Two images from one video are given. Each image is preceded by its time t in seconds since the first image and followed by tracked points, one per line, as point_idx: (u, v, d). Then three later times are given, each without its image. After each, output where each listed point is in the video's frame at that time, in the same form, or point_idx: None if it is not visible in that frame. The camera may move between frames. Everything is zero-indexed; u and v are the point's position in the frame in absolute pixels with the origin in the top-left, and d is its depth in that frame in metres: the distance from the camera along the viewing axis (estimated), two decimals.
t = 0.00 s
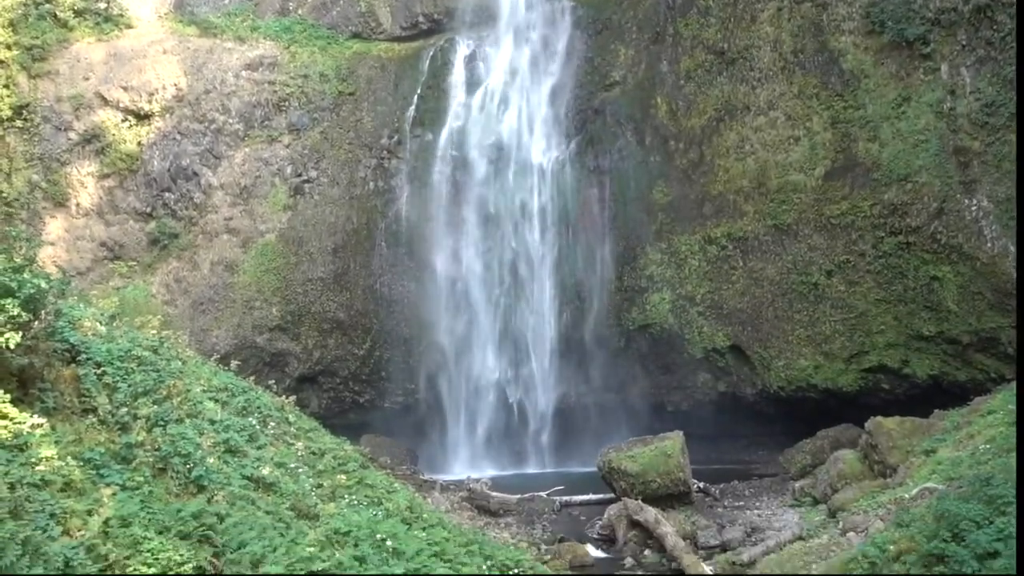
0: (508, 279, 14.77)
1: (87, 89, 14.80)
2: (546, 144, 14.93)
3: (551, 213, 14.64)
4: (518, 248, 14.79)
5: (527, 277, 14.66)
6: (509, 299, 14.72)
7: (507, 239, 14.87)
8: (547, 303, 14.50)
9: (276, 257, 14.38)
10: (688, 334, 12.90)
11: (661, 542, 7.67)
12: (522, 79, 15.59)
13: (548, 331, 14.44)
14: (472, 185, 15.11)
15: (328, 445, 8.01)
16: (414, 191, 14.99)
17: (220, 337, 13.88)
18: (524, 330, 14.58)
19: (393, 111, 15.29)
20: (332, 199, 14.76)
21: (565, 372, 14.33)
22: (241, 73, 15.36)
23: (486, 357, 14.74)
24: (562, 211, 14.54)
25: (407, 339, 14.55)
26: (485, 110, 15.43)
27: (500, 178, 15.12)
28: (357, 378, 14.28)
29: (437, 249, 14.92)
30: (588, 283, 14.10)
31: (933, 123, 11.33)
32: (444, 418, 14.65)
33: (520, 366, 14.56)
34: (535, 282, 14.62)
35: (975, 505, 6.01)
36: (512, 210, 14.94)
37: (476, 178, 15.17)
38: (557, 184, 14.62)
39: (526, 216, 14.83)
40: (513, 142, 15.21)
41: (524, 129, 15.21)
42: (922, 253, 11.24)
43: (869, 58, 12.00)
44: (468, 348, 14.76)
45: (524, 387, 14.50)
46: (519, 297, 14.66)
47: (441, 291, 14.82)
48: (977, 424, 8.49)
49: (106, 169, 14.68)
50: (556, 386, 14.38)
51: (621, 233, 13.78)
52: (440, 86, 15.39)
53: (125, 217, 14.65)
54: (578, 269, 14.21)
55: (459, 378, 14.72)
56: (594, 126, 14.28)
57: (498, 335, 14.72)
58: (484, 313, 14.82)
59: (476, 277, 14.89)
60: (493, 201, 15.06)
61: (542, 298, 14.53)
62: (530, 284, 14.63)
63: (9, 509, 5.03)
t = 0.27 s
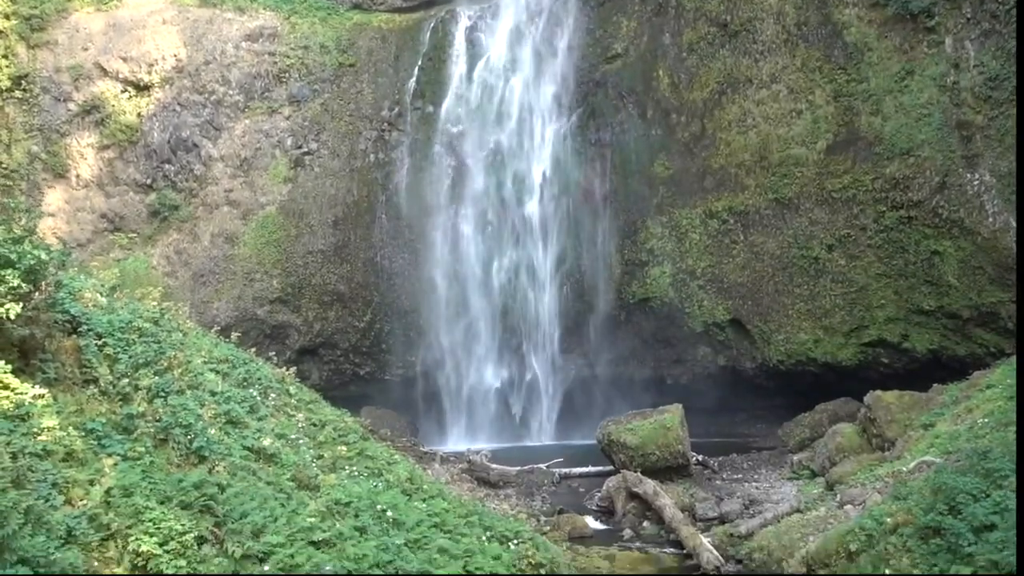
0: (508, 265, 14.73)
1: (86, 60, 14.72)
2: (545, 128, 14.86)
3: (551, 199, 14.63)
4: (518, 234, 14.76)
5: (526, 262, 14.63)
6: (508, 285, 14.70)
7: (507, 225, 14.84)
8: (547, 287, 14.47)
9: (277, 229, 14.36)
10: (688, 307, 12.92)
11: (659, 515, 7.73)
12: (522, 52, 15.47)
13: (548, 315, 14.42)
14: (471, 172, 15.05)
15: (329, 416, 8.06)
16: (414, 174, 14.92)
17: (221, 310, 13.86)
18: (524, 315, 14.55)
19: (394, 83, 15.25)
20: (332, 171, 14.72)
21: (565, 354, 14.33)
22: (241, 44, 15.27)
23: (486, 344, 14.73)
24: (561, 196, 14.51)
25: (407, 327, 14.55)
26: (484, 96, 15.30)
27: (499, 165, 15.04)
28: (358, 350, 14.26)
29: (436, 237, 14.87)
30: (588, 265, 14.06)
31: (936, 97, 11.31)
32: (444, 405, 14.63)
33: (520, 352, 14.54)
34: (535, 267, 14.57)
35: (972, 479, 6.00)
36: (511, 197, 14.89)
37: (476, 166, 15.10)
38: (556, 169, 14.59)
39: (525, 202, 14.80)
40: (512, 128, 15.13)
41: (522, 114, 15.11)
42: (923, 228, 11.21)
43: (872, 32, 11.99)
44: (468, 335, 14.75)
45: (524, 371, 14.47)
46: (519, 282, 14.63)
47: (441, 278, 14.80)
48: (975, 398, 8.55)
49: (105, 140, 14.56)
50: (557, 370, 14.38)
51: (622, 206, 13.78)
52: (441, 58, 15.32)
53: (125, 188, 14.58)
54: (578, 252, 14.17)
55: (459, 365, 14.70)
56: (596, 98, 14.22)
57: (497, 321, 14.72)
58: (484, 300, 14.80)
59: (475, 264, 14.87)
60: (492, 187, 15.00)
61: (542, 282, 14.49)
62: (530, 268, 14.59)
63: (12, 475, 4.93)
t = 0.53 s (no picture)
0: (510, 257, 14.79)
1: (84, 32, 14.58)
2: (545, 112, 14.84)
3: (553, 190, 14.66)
4: (520, 225, 14.80)
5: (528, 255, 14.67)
6: (511, 276, 14.75)
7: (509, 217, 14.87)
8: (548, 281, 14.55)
9: (277, 202, 14.21)
10: (688, 282, 12.93)
11: (657, 488, 7.78)
12: (522, 26, 15.42)
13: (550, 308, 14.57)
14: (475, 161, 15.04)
15: (328, 390, 8.09)
16: (414, 148, 14.91)
17: (220, 284, 13.61)
18: (525, 305, 14.63)
19: (393, 56, 15.16)
20: (332, 144, 14.60)
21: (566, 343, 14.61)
22: (239, 16, 15.19)
23: (486, 328, 14.85)
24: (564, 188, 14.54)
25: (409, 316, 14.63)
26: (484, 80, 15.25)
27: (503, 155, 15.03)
28: (358, 324, 14.16)
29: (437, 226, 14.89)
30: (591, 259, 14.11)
31: (939, 71, 11.22)
32: (443, 392, 14.67)
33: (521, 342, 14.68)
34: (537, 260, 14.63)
35: (969, 454, 6.01)
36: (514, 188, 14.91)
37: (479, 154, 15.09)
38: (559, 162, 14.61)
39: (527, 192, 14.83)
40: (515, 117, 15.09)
41: (526, 103, 15.04)
42: (923, 203, 11.14)
43: (875, 5, 11.89)
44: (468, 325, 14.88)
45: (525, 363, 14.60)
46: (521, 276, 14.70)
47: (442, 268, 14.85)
48: (973, 372, 8.58)
49: (104, 112, 14.47)
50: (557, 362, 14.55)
51: (622, 181, 13.83)
52: (442, 30, 15.32)
53: (124, 161, 14.55)
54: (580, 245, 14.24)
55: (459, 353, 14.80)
56: (596, 72, 14.18)
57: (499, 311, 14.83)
58: (485, 289, 14.88)
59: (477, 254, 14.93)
60: (495, 178, 14.99)
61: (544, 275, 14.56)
62: (531, 260, 14.64)
63: (13, 446, 4.96)
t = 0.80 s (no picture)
0: (508, 242, 14.79)
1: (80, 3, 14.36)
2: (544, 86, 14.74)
3: (552, 177, 14.57)
4: (518, 210, 14.76)
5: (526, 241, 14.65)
6: (509, 260, 14.78)
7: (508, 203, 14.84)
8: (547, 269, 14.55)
9: (275, 176, 14.13)
10: (687, 257, 12.92)
11: (655, 461, 7.82)
12: None
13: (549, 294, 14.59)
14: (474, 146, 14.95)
15: (327, 363, 8.11)
16: (412, 121, 14.88)
17: (219, 257, 13.64)
18: (522, 289, 14.67)
19: (392, 28, 15.11)
20: (330, 118, 14.52)
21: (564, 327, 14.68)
22: None
23: (483, 303, 14.92)
24: (563, 174, 14.44)
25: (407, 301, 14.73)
26: (484, 53, 15.15)
27: (501, 140, 14.93)
28: (356, 298, 14.20)
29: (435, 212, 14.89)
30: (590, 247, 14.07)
31: (940, 45, 11.14)
32: (439, 365, 14.81)
33: (519, 327, 14.73)
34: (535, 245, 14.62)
35: (965, 428, 6.03)
36: (513, 173, 14.85)
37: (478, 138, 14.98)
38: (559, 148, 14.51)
39: (526, 177, 14.76)
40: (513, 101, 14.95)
41: (526, 84, 14.93)
42: (923, 177, 11.08)
43: None
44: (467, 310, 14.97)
45: (521, 347, 14.69)
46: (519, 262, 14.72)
47: (440, 252, 14.90)
48: (971, 346, 8.59)
49: (100, 85, 14.39)
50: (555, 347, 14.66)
51: (620, 155, 13.75)
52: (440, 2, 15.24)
53: (121, 134, 14.55)
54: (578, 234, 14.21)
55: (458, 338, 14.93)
56: (595, 45, 14.06)
57: (497, 298, 14.86)
58: (483, 275, 14.92)
59: (475, 240, 14.94)
60: (493, 163, 14.91)
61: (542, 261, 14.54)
62: (529, 246, 14.62)
63: (12, 419, 5.00)
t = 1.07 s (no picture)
0: (506, 227, 14.83)
1: None
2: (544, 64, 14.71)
3: (552, 166, 14.61)
4: (517, 199, 14.81)
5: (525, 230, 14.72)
6: (505, 239, 14.84)
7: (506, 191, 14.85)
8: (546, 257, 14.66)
9: (272, 150, 14.06)
10: (683, 233, 12.96)
11: (651, 436, 7.86)
12: None
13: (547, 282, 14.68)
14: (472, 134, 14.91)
15: (325, 336, 8.15)
16: (410, 95, 14.71)
17: (217, 231, 13.61)
18: (519, 268, 14.77)
19: None
20: (327, 91, 14.43)
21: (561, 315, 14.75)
22: None
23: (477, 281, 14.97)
24: (562, 163, 14.49)
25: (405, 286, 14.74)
26: (483, 28, 15.01)
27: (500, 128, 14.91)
28: (353, 273, 14.25)
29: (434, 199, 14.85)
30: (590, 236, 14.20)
31: (941, 20, 11.13)
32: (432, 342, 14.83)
33: (513, 307, 14.80)
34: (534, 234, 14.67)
35: (961, 403, 6.05)
36: (512, 162, 14.85)
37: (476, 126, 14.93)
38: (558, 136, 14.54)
39: (525, 167, 14.78)
40: (513, 90, 14.90)
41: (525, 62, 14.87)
42: (922, 153, 11.08)
43: None
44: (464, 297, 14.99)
45: (516, 331, 14.73)
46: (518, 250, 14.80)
47: (439, 240, 14.92)
48: (967, 323, 8.56)
49: (96, 57, 14.40)
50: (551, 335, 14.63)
51: (620, 130, 13.76)
52: None
53: (118, 107, 14.58)
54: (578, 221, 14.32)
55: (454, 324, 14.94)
56: (594, 19, 13.99)
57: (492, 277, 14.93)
58: (479, 259, 14.95)
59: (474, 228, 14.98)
60: (492, 152, 14.89)
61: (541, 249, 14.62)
62: (527, 231, 14.71)
63: (11, 391, 5.00)
